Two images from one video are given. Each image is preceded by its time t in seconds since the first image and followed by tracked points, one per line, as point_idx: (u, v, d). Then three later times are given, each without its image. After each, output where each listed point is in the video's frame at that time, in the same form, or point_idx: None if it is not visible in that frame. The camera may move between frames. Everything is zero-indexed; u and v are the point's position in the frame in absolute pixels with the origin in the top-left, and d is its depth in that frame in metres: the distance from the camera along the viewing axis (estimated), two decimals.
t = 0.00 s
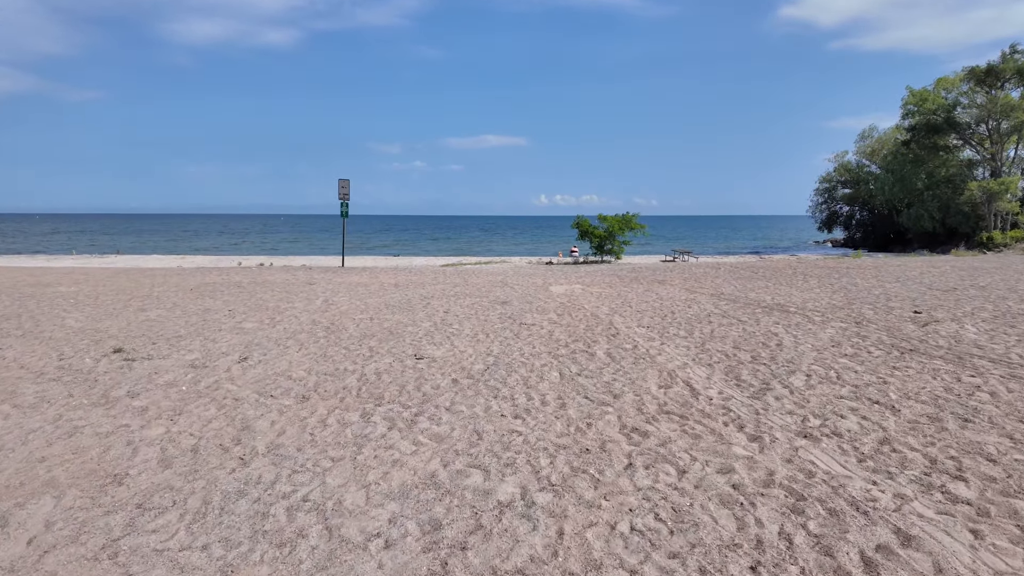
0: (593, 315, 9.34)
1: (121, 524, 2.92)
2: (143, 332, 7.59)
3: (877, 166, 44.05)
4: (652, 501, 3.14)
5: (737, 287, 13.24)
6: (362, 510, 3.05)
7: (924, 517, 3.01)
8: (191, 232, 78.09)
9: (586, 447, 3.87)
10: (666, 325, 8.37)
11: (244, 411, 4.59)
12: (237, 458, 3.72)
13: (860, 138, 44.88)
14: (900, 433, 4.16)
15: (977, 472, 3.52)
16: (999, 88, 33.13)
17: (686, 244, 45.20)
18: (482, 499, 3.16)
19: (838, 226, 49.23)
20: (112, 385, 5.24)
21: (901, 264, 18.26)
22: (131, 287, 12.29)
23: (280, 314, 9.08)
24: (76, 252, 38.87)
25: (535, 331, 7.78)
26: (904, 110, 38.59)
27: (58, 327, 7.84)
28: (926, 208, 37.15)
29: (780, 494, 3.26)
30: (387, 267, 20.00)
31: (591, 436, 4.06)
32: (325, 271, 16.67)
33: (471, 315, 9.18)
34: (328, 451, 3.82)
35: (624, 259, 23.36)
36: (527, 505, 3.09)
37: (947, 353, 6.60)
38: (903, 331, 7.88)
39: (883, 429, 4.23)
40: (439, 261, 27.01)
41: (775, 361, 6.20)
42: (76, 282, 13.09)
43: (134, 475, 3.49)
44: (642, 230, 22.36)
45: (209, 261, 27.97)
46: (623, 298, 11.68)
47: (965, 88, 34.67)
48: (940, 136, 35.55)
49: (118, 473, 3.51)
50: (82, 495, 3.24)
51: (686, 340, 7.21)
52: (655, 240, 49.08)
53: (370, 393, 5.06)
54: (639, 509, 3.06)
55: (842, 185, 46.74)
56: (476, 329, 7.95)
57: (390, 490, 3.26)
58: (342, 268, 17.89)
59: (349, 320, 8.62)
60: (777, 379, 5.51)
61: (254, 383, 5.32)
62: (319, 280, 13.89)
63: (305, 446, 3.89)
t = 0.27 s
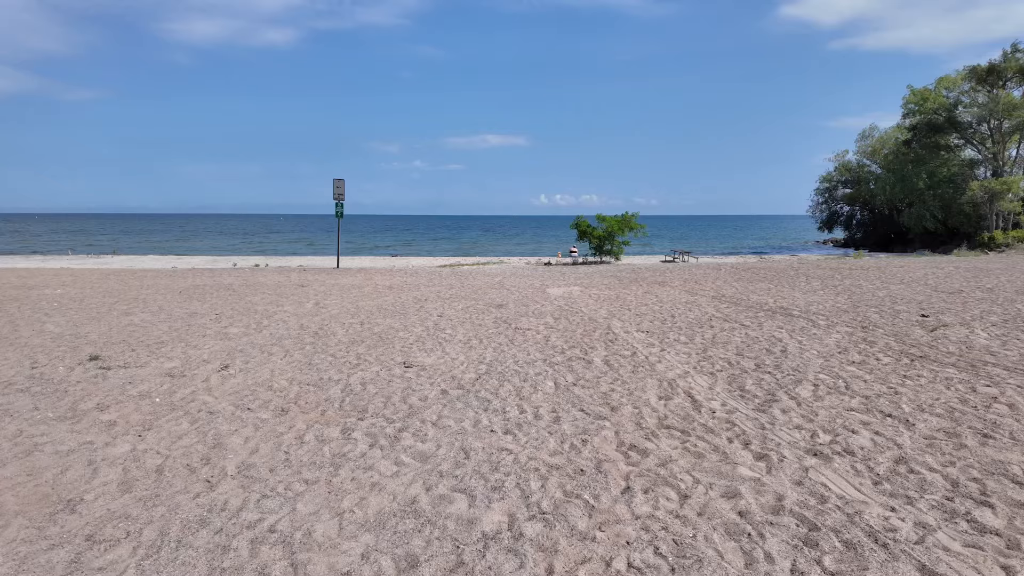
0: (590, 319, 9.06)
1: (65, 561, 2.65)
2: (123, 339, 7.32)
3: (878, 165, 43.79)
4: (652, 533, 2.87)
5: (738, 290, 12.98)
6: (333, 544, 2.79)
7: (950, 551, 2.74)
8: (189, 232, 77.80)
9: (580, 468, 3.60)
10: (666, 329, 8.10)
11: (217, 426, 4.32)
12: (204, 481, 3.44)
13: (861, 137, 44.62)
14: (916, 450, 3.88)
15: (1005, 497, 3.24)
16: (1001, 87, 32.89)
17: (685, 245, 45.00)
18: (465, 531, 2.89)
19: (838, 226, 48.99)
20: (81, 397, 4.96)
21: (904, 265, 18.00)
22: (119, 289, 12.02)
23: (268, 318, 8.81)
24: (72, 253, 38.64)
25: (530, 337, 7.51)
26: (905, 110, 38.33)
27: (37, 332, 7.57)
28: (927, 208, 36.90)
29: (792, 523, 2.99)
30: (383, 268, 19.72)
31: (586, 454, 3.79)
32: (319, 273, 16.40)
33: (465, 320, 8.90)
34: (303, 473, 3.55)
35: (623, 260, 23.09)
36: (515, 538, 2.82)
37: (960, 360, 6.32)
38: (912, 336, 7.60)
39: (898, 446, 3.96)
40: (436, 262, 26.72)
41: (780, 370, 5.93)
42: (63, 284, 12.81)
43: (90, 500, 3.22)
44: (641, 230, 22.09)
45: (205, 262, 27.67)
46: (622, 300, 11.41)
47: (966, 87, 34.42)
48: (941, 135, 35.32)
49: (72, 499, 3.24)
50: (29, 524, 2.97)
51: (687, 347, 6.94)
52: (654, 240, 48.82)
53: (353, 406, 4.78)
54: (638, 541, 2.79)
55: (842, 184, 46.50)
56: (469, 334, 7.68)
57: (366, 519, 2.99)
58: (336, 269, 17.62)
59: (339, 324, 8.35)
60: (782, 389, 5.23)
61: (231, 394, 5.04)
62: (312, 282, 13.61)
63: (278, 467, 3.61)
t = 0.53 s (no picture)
0: (589, 321, 8.81)
1: None
2: (104, 343, 7.04)
3: (877, 165, 43.61)
4: (659, 563, 2.62)
5: (739, 291, 12.74)
6: None
7: None
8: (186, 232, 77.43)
9: (579, 487, 3.35)
10: (667, 333, 7.85)
11: (192, 440, 4.05)
12: (171, 502, 3.19)
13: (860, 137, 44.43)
14: (938, 466, 3.63)
15: None
16: (1001, 87, 32.72)
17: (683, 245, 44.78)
18: (453, 562, 2.63)
19: (837, 226, 48.81)
20: (51, 407, 4.69)
21: (907, 266, 17.78)
22: (107, 290, 11.75)
23: (257, 322, 8.54)
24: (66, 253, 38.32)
25: (527, 341, 7.25)
26: (904, 110, 38.16)
27: (15, 336, 7.30)
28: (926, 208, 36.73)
29: (811, 552, 2.74)
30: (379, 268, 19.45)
31: (585, 472, 3.53)
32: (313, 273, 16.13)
33: (460, 323, 8.64)
34: (279, 493, 3.29)
35: (622, 260, 22.84)
36: (508, 570, 2.57)
37: (973, 366, 6.08)
38: (921, 341, 7.36)
39: (918, 461, 3.71)
40: (433, 262, 26.46)
41: (787, 377, 5.68)
42: (49, 285, 12.52)
43: (44, 526, 2.95)
44: (640, 231, 21.85)
45: (199, 263, 27.35)
46: (621, 302, 11.17)
47: (966, 87, 34.25)
48: (941, 135, 35.15)
49: (24, 524, 2.97)
50: None
51: (689, 352, 6.69)
52: (653, 240, 48.57)
53: (339, 417, 4.52)
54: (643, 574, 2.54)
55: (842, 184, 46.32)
56: (464, 338, 7.42)
57: (344, 548, 2.73)
58: (331, 270, 17.34)
59: (330, 328, 8.08)
60: (792, 398, 4.98)
61: (210, 404, 4.78)
62: (304, 283, 13.34)
63: (253, 487, 3.36)
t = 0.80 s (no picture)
0: (587, 325, 8.54)
1: None
2: (81, 349, 6.74)
3: (874, 166, 43.48)
4: None
5: (740, 293, 12.50)
6: None
7: None
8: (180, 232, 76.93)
9: (578, 511, 3.08)
10: (667, 337, 7.59)
11: (162, 457, 3.77)
12: (132, 530, 2.90)
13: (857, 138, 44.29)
14: (964, 485, 3.37)
15: None
16: (998, 87, 32.59)
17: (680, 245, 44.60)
18: None
19: (834, 227, 48.70)
20: (14, 420, 4.39)
21: (907, 267, 17.56)
22: (91, 292, 11.43)
23: (243, 325, 8.24)
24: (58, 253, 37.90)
25: (523, 346, 6.96)
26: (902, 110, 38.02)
27: None
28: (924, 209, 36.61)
29: None
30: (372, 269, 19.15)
31: (584, 493, 3.26)
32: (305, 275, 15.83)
33: (454, 326, 8.36)
34: (251, 519, 3.01)
35: (619, 261, 22.59)
36: None
37: (988, 373, 5.83)
38: (931, 345, 7.11)
39: (942, 480, 3.45)
40: (429, 262, 26.85)
41: (795, 384, 5.43)
42: (32, 287, 12.19)
43: None
44: (638, 231, 21.61)
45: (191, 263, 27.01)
46: (620, 304, 10.91)
47: (963, 87, 34.11)
48: (938, 135, 35.03)
49: None
50: None
51: (691, 358, 6.43)
52: (651, 240, 48.41)
53: (322, 430, 4.24)
54: None
55: (839, 185, 46.21)
56: (457, 343, 7.13)
57: None
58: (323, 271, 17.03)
59: (319, 332, 7.79)
60: (801, 409, 4.72)
61: (185, 416, 4.49)
62: (295, 284, 13.03)
63: (222, 512, 3.08)
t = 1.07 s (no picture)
0: (574, 327, 8.31)
1: None
2: (39, 355, 6.39)
3: (860, 166, 43.73)
4: None
5: (728, 293, 12.34)
6: None
7: None
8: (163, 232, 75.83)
9: (561, 534, 2.83)
10: (656, 339, 7.37)
11: (111, 475, 3.47)
12: (65, 561, 2.61)
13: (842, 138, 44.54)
14: (972, 500, 3.17)
15: None
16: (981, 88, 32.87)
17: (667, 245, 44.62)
18: None
19: (820, 226, 48.96)
20: None
21: (894, 267, 17.53)
22: (60, 294, 11.02)
23: (216, 329, 7.91)
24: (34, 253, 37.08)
25: (507, 350, 6.71)
26: (886, 110, 38.25)
27: None
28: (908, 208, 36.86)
29: None
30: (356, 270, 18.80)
31: (568, 513, 3.01)
32: (286, 275, 15.46)
33: (436, 329, 8.09)
34: (201, 547, 2.74)
35: (607, 261, 22.42)
36: None
37: (985, 376, 5.66)
38: (924, 347, 6.95)
39: (948, 493, 3.25)
40: (416, 262, 26.72)
41: (789, 389, 5.22)
42: None
43: None
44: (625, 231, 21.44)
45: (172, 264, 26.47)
46: (607, 305, 10.69)
47: (946, 87, 34.36)
48: (922, 136, 35.28)
49: None
50: None
51: (681, 361, 6.21)
52: (636, 240, 48.47)
53: (288, 444, 3.97)
54: None
55: (824, 185, 46.46)
56: (439, 346, 6.86)
57: None
58: (305, 272, 16.67)
59: (295, 336, 7.49)
60: (796, 416, 4.51)
61: (142, 429, 4.19)
62: (275, 286, 12.68)
63: (170, 538, 2.80)
